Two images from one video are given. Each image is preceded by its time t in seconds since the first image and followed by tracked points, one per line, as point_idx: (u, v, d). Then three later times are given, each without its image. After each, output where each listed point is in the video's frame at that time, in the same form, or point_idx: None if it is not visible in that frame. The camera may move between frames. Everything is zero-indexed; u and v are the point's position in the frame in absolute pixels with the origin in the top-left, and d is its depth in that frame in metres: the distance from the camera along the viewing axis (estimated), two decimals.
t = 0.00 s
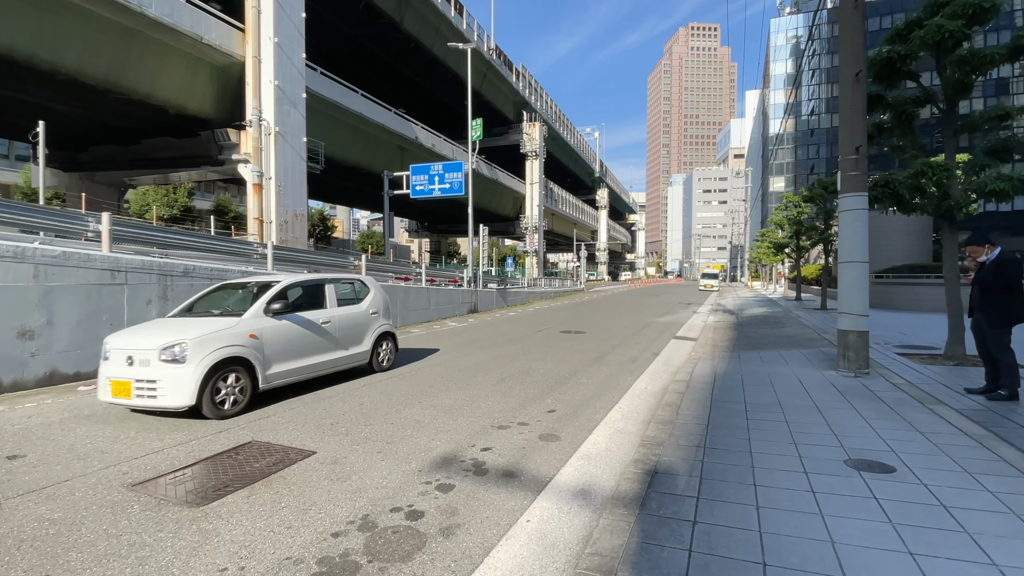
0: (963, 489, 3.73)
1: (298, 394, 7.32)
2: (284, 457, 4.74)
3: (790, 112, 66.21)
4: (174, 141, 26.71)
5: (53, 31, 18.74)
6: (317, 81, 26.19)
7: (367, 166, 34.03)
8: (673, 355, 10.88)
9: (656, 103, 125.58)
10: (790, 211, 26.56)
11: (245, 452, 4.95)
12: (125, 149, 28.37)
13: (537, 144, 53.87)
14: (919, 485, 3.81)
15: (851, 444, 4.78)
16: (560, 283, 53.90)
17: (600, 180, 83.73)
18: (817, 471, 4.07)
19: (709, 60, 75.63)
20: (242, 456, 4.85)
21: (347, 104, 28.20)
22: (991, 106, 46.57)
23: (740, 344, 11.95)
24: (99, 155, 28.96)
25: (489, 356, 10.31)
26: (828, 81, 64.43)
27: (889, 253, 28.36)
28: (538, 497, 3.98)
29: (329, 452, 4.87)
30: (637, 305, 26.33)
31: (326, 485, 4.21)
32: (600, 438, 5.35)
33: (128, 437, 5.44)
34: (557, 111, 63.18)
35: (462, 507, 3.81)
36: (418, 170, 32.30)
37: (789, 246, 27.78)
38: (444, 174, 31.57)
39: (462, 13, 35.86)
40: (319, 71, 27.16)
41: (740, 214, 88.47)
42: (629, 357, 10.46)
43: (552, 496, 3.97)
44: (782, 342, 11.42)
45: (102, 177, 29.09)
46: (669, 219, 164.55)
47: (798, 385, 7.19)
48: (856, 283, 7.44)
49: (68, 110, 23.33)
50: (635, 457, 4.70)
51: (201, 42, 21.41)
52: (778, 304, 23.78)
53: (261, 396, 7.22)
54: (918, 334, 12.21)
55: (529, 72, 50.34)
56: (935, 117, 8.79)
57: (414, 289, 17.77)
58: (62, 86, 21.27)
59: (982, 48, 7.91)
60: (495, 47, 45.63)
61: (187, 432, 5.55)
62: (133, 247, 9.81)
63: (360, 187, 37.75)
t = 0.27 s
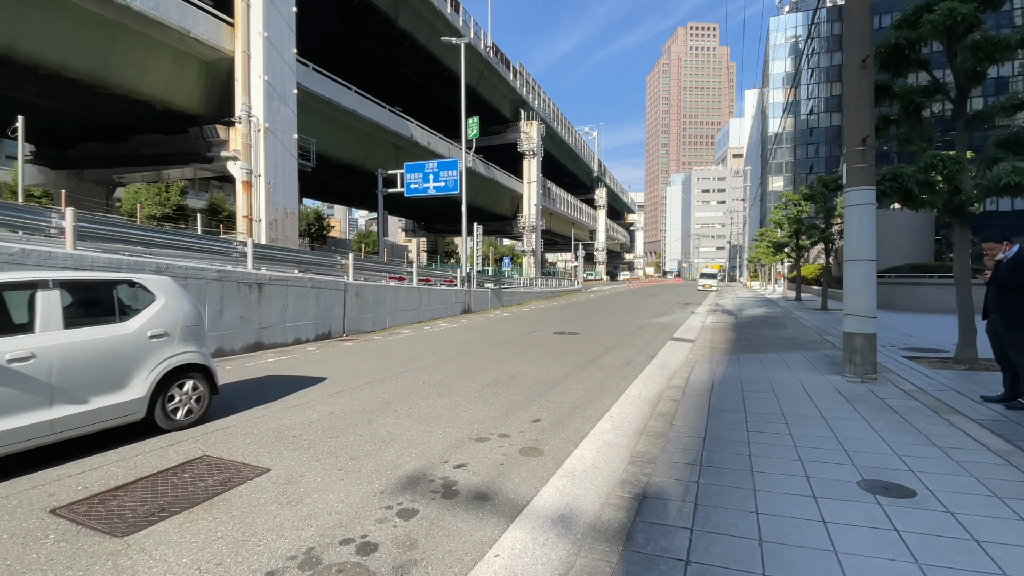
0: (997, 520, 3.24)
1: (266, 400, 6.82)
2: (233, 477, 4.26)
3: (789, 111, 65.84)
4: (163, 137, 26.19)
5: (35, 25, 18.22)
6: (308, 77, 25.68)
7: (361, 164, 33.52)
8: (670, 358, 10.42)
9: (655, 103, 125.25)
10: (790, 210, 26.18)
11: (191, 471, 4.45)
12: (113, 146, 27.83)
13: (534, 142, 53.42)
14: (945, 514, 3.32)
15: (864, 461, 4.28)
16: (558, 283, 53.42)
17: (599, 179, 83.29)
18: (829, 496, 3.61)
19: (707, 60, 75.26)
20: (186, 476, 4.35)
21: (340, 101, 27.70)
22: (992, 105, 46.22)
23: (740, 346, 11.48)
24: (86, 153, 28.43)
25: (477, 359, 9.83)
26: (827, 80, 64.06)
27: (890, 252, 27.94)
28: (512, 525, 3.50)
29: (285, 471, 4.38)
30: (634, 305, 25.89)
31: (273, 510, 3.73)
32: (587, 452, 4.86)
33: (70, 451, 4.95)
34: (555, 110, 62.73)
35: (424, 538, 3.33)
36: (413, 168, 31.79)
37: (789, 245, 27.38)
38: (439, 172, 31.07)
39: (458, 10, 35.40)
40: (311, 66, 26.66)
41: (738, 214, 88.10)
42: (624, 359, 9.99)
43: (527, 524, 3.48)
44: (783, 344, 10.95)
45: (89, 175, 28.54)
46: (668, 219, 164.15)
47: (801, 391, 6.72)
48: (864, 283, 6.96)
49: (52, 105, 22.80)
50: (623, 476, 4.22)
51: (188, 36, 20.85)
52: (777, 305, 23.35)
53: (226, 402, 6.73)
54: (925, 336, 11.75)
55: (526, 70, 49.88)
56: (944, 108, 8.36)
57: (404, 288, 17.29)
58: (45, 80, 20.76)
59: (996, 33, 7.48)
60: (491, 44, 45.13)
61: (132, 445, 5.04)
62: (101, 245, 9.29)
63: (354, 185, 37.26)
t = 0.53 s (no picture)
0: None
1: (228, 412, 6.30)
2: (167, 506, 3.74)
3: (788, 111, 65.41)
4: (150, 134, 25.63)
5: (13, 18, 17.61)
6: (300, 73, 25.12)
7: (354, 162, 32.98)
8: (668, 362, 9.91)
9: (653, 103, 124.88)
10: (789, 209, 25.74)
11: (122, 498, 3.93)
12: (100, 144, 27.26)
13: (531, 141, 52.87)
14: (988, 559, 2.80)
15: (885, 487, 3.75)
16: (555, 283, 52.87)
17: (597, 179, 82.74)
18: (847, 534, 3.07)
19: (705, 59, 74.83)
20: (115, 503, 3.84)
21: (332, 98, 27.17)
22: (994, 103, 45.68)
23: (741, 349, 10.94)
24: (73, 150, 27.85)
25: (464, 364, 9.31)
26: (826, 79, 63.62)
27: (892, 252, 27.41)
28: (478, 568, 2.99)
29: (229, 499, 3.86)
30: (631, 306, 25.34)
31: (203, 549, 3.22)
32: (572, 474, 4.34)
33: None
34: (552, 108, 62.20)
35: None
36: (407, 166, 31.22)
37: (789, 245, 26.95)
38: (433, 170, 30.52)
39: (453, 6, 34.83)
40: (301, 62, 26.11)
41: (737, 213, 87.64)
42: (619, 364, 9.47)
43: (496, 567, 2.98)
44: (785, 347, 10.43)
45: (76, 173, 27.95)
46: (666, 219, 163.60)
47: (808, 401, 6.20)
48: (874, 285, 6.47)
49: (35, 101, 22.24)
50: (610, 506, 3.69)
51: (174, 30, 20.28)
52: (777, 305, 22.82)
53: (184, 413, 6.19)
54: (934, 339, 11.22)
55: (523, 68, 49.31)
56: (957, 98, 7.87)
57: (394, 289, 16.72)
58: (26, 74, 20.20)
59: (1015, 16, 6.99)
60: (487, 41, 44.55)
61: (64, 467, 4.51)
62: (65, 242, 8.74)
63: (348, 184, 36.70)
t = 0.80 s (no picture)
0: None
1: (185, 424, 5.77)
2: (81, 541, 3.22)
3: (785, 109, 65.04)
4: (135, 131, 25.05)
5: None
6: (289, 68, 24.53)
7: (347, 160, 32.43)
8: (664, 365, 9.39)
9: (651, 102, 124.54)
10: (787, 207, 25.34)
11: (34, 530, 3.41)
12: (85, 140, 26.66)
13: (528, 140, 52.32)
14: None
15: (911, 516, 3.25)
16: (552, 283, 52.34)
17: (594, 178, 82.24)
18: None
19: (703, 58, 74.44)
20: (23, 536, 3.30)
21: (323, 94, 26.60)
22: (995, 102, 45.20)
23: (743, 351, 10.42)
24: (57, 147, 27.25)
25: (449, 368, 8.78)
26: (823, 78, 63.27)
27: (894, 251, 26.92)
28: None
29: (155, 533, 3.34)
30: (628, 306, 24.84)
31: None
32: (554, 499, 3.84)
33: None
34: (549, 107, 61.66)
35: None
36: (400, 164, 30.65)
37: (788, 245, 26.47)
38: (426, 168, 29.96)
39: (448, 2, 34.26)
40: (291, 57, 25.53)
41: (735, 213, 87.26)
42: (614, 368, 8.96)
43: None
44: (788, 351, 9.93)
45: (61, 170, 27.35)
46: (663, 218, 163.16)
47: (814, 409, 5.70)
48: (885, 284, 5.99)
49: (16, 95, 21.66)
50: (592, 546, 3.15)
51: (159, 23, 19.71)
52: (776, 307, 22.23)
53: (134, 427, 5.65)
54: (945, 342, 10.70)
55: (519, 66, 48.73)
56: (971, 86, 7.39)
57: (382, 289, 16.18)
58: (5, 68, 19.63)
59: None
60: (483, 39, 43.98)
61: None
62: (23, 240, 8.17)
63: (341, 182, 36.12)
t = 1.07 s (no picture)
0: None
1: (134, 442, 5.27)
2: None
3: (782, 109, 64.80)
4: (120, 128, 24.45)
5: None
6: (278, 65, 23.98)
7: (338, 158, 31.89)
8: (658, 372, 8.91)
9: (648, 102, 124.37)
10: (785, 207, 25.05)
11: None
12: (68, 138, 26.04)
13: (524, 139, 51.87)
14: None
15: (939, 565, 2.76)
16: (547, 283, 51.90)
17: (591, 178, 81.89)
18: None
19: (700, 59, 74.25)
20: None
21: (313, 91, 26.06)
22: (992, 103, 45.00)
23: (740, 356, 9.96)
24: (41, 144, 26.63)
25: (430, 375, 8.30)
26: (820, 78, 63.06)
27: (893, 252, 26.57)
28: None
29: None
30: (623, 308, 24.38)
31: None
32: (526, 536, 3.35)
33: None
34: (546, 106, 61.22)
35: None
36: (392, 162, 30.10)
37: (785, 245, 26.13)
38: (419, 167, 29.43)
39: None
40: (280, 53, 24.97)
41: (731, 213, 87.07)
42: (605, 375, 8.49)
43: None
44: (788, 356, 9.47)
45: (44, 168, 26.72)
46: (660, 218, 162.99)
47: (817, 423, 5.22)
48: (895, 288, 5.53)
49: None
50: None
51: (141, 17, 19.13)
52: (774, 308, 21.82)
53: (74, 444, 5.15)
54: (950, 347, 10.26)
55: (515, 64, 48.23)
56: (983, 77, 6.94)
57: (369, 291, 15.69)
58: None
59: None
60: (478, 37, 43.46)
61: None
62: None
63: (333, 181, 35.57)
